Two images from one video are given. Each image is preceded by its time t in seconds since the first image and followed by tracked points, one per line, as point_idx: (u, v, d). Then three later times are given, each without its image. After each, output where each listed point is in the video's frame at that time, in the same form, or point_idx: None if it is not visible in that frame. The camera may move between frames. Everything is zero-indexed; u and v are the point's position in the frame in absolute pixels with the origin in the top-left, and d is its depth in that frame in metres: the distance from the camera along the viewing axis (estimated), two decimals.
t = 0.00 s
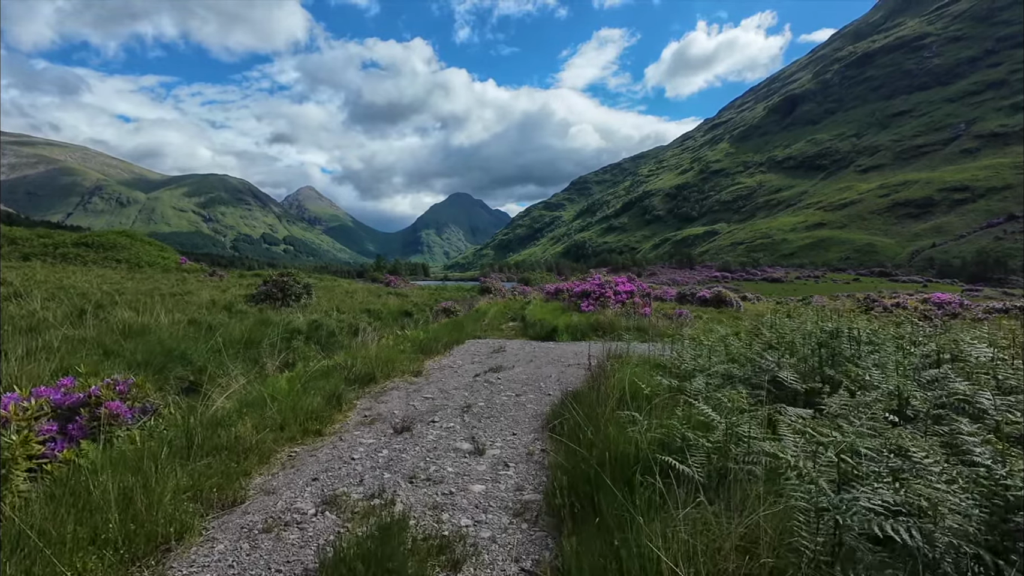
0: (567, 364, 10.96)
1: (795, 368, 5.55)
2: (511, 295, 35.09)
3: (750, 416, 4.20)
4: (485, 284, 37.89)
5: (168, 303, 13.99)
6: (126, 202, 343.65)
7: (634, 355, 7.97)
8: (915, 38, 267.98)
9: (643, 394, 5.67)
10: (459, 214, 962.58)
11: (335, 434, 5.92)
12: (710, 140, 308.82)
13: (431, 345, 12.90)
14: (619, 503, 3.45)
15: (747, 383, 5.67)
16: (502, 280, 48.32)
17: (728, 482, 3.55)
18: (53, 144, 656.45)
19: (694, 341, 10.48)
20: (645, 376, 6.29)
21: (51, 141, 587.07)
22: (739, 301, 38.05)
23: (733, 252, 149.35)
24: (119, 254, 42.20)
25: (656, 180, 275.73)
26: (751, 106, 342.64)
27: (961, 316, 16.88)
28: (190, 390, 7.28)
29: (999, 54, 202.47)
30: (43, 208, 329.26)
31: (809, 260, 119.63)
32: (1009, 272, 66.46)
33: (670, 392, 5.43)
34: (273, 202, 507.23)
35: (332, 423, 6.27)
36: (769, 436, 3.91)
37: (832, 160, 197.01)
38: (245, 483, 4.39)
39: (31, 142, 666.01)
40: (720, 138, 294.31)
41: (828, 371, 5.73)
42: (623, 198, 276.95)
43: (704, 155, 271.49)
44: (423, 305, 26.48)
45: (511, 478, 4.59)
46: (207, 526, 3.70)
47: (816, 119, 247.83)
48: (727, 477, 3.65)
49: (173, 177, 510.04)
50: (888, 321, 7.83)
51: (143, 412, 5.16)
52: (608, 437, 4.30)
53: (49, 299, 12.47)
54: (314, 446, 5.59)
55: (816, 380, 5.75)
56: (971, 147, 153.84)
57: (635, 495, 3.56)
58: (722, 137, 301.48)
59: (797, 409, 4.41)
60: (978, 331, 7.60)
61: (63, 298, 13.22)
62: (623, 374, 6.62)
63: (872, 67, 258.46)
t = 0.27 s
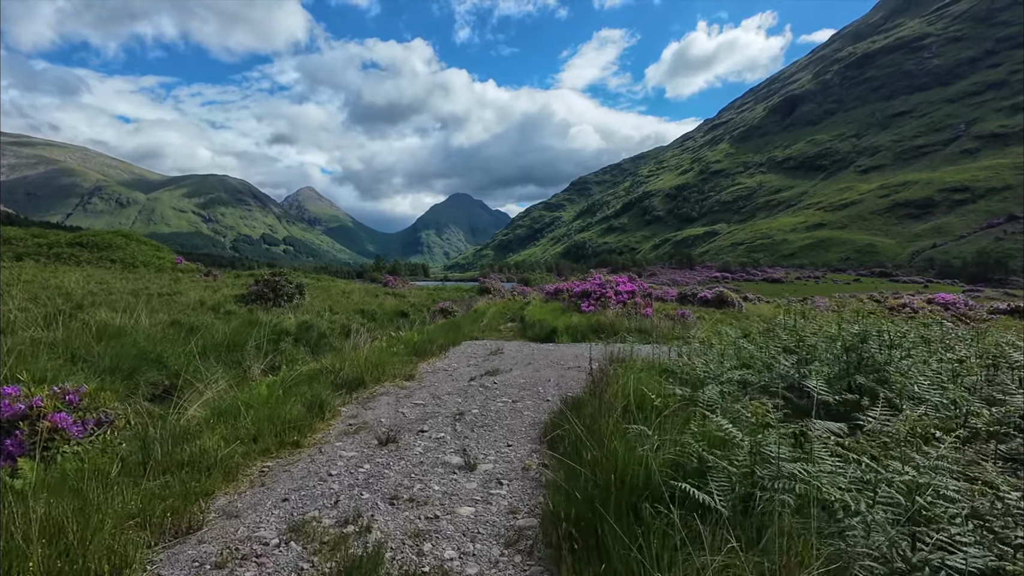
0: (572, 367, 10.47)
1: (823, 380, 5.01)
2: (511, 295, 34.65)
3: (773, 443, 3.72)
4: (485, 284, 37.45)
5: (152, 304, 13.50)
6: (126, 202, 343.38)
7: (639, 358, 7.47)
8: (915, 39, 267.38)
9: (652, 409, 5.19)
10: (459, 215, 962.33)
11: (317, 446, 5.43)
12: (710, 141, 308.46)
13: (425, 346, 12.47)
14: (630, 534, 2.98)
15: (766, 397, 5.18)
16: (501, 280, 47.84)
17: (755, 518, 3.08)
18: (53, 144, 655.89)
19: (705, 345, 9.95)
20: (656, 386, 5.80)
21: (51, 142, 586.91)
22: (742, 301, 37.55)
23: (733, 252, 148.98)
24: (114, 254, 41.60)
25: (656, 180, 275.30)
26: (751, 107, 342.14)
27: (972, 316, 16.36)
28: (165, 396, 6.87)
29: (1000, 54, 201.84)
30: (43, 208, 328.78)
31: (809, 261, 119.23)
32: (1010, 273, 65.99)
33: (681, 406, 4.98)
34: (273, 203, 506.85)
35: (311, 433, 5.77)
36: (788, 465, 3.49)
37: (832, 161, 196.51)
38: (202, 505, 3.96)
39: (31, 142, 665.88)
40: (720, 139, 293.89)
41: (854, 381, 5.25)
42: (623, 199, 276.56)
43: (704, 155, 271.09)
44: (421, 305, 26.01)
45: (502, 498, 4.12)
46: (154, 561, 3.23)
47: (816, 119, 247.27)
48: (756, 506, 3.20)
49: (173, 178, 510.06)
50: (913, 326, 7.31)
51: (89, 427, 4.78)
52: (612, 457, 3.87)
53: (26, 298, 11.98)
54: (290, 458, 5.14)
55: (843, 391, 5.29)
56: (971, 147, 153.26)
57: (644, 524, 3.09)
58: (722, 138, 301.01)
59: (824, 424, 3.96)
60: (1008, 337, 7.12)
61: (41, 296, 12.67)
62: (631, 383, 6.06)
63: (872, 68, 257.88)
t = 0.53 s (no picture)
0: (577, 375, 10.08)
1: (857, 397, 4.66)
2: (511, 295, 34.32)
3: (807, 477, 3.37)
4: (485, 284, 37.15)
5: (141, 308, 13.09)
6: (127, 202, 343.25)
7: (650, 368, 7.05)
8: (915, 39, 267.02)
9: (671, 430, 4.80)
10: (460, 215, 962.24)
11: (304, 464, 5.03)
12: (711, 141, 308.25)
13: (424, 350, 12.08)
14: None
15: (793, 416, 4.78)
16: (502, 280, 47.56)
17: (800, 565, 2.74)
18: (53, 144, 655.55)
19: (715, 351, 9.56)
20: (671, 400, 5.43)
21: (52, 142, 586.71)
22: (744, 302, 37.24)
23: (734, 252, 148.69)
24: (111, 254, 41.20)
25: (656, 180, 275.04)
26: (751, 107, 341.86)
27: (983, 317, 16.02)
28: (148, 407, 6.49)
29: (1000, 54, 201.42)
30: (43, 209, 328.50)
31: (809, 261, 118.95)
32: (1011, 273, 65.69)
33: (701, 425, 4.61)
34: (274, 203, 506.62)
35: (301, 449, 5.38)
36: (827, 507, 3.12)
37: (833, 161, 196.07)
38: (170, 539, 3.56)
39: (32, 143, 665.79)
40: (720, 139, 293.64)
41: (888, 399, 4.87)
42: (624, 199, 276.26)
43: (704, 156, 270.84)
44: (421, 307, 25.63)
45: (504, 528, 3.74)
46: None
47: (817, 119, 246.95)
48: (799, 554, 2.84)
49: (173, 178, 510.53)
50: (940, 333, 6.91)
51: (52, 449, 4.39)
52: (629, 488, 3.49)
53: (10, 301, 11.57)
54: (274, 480, 4.75)
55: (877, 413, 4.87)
56: (972, 147, 152.84)
57: None
58: (722, 138, 300.60)
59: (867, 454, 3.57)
60: None
61: (27, 298, 12.27)
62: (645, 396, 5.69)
63: (872, 68, 257.55)
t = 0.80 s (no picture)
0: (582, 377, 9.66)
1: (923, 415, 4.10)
2: (512, 296, 34.00)
3: (861, 501, 2.94)
4: (486, 285, 36.75)
5: (128, 307, 12.60)
6: (128, 203, 343.84)
7: (664, 374, 6.58)
8: (916, 39, 266.43)
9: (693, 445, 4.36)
10: (460, 215, 962.58)
11: (288, 477, 4.58)
12: (711, 141, 307.76)
13: (424, 350, 11.65)
14: None
15: (829, 428, 4.34)
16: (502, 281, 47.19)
17: None
18: (55, 146, 656.65)
19: (728, 352, 9.12)
20: (693, 408, 4.96)
21: (53, 144, 587.03)
22: (747, 303, 36.90)
23: (734, 252, 148.30)
24: (108, 254, 40.73)
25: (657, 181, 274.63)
26: (752, 108, 341.46)
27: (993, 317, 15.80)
28: (124, 411, 6.08)
29: (1001, 55, 201.02)
30: (45, 209, 328.42)
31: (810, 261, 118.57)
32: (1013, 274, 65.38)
33: (728, 437, 4.17)
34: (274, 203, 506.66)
35: (284, 460, 4.92)
36: (886, 541, 2.69)
37: (833, 161, 195.69)
38: (127, 569, 3.14)
39: (34, 144, 666.40)
40: (720, 139, 293.16)
41: (954, 412, 4.31)
42: (624, 199, 275.99)
43: (705, 156, 270.55)
44: (421, 307, 25.16)
45: (511, 553, 3.31)
46: None
47: (817, 120, 246.61)
48: None
49: (174, 179, 510.83)
50: (980, 336, 6.40)
51: (4, 462, 3.93)
52: (663, 526, 3.05)
53: None
54: (250, 495, 4.21)
55: (920, 424, 4.42)
56: (973, 147, 152.36)
57: None
58: (722, 138, 300.27)
59: (925, 475, 3.13)
60: None
61: (8, 297, 11.79)
62: (660, 402, 5.26)
63: (873, 68, 257.16)
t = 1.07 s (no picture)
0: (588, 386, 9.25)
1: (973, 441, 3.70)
2: (513, 297, 33.62)
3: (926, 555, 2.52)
4: (486, 286, 36.37)
5: (117, 311, 12.21)
6: (129, 204, 343.66)
7: (678, 384, 6.17)
8: (917, 40, 265.81)
9: (713, 472, 3.98)
10: (461, 216, 962.11)
11: (268, 503, 4.18)
12: (712, 142, 307.26)
13: (423, 356, 11.26)
14: None
15: (863, 453, 3.95)
16: (503, 282, 46.83)
17: None
18: (56, 147, 657.20)
19: (741, 360, 8.70)
20: (710, 428, 4.57)
21: (54, 145, 587.33)
22: (751, 305, 36.44)
23: (735, 253, 147.75)
24: (106, 254, 40.42)
25: (658, 181, 274.33)
26: (753, 109, 340.99)
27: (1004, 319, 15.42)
28: (100, 426, 5.73)
29: (1003, 55, 200.57)
30: (46, 210, 328.29)
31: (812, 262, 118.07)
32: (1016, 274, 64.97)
33: (753, 463, 3.81)
34: (275, 204, 506.42)
35: (266, 483, 4.53)
36: None
37: (835, 162, 195.23)
38: None
39: (35, 145, 666.70)
40: (721, 139, 292.66)
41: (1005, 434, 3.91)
42: (625, 200, 275.42)
43: (706, 157, 270.23)
44: (420, 309, 24.76)
45: None
46: None
47: (819, 120, 246.07)
48: None
49: (176, 180, 511.73)
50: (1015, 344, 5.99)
51: None
52: None
53: None
54: (226, 526, 3.85)
55: (966, 446, 4.02)
56: (975, 148, 151.83)
57: None
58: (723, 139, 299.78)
59: (989, 514, 2.75)
60: None
61: None
62: (675, 420, 4.86)
63: (874, 69, 256.72)
